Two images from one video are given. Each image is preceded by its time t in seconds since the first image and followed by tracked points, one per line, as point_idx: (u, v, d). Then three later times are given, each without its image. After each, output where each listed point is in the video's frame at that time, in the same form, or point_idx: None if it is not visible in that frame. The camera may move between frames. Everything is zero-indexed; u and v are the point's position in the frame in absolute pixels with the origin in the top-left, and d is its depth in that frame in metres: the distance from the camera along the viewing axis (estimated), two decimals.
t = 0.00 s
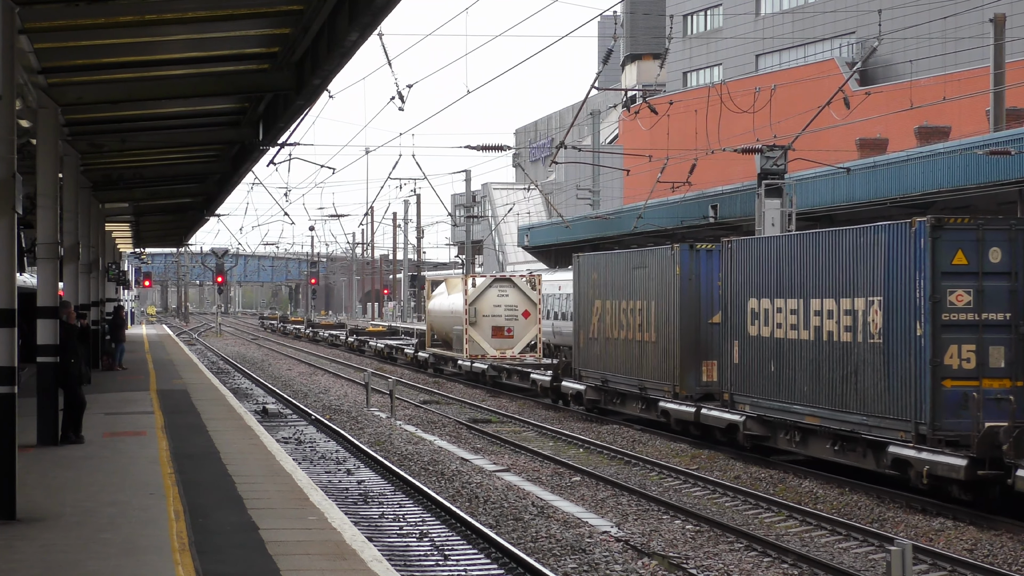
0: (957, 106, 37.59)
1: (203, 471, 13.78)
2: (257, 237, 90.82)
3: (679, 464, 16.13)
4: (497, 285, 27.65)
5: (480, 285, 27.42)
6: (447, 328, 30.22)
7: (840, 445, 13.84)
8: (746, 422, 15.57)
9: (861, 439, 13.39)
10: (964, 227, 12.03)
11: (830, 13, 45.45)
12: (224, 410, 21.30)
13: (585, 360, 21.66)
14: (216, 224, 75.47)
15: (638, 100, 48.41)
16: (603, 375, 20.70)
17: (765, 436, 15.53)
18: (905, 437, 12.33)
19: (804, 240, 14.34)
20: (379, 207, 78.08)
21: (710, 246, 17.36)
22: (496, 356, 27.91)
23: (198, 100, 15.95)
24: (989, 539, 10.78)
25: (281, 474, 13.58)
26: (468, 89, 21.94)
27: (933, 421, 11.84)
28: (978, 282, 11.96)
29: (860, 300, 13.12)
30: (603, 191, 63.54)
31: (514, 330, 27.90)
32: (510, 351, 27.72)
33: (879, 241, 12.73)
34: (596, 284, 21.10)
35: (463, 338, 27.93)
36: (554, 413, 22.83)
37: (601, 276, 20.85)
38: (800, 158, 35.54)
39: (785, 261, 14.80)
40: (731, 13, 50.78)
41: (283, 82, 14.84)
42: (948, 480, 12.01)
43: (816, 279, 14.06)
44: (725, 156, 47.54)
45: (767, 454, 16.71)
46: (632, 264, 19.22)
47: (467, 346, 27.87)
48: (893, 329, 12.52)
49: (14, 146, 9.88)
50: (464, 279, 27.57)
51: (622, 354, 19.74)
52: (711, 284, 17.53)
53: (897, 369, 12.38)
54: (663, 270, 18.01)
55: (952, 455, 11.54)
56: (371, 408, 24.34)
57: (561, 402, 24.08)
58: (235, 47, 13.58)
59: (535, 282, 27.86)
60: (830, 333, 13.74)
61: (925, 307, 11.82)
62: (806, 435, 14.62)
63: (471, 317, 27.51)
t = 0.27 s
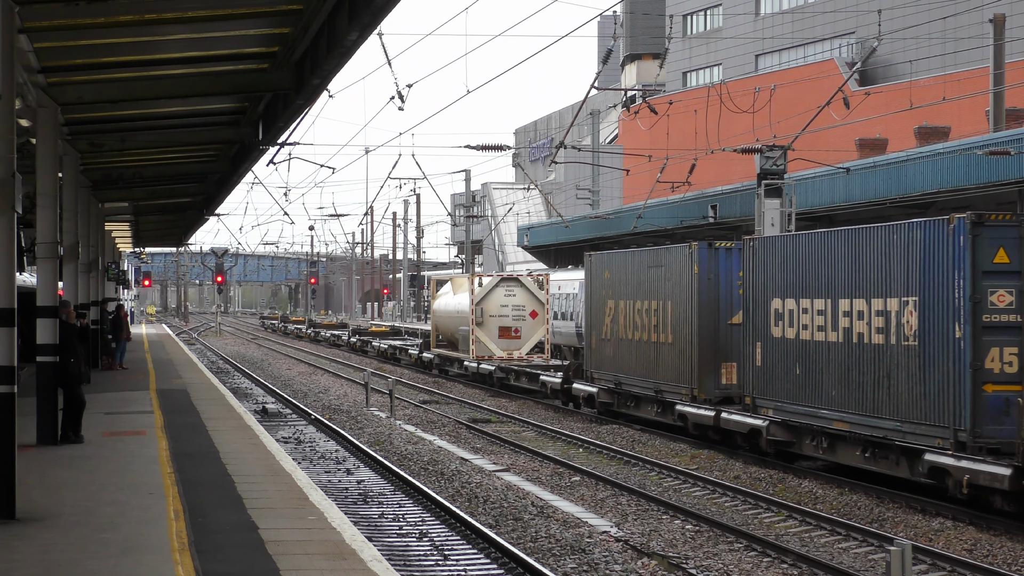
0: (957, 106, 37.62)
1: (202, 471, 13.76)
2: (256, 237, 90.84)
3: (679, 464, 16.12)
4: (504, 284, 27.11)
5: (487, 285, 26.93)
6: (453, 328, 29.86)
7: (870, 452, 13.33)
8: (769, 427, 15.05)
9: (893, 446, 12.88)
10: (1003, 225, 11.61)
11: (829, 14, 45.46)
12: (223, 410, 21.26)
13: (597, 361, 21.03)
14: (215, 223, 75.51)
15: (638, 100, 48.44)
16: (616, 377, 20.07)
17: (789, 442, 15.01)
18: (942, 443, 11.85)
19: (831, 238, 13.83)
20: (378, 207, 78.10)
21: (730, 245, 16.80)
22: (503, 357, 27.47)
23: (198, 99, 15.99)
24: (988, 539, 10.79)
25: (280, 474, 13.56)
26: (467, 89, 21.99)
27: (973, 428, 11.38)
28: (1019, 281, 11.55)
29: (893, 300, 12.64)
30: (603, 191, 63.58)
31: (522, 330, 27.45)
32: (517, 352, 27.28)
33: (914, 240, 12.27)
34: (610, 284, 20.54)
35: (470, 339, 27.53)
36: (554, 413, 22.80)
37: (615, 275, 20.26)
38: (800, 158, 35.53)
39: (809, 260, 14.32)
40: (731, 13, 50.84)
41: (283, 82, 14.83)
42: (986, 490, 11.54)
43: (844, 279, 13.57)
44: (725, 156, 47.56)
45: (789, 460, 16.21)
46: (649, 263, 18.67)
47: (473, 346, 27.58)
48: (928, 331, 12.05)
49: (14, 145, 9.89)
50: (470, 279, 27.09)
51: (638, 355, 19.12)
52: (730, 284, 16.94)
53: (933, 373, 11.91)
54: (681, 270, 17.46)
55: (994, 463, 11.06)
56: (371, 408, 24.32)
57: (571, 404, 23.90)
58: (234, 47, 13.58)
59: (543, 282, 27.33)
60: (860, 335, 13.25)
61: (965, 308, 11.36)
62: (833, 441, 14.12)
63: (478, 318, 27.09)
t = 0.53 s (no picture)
0: (956, 107, 37.64)
1: (202, 471, 13.75)
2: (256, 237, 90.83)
3: (678, 464, 16.12)
4: (510, 284, 26.76)
5: (492, 285, 26.57)
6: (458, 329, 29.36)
7: (899, 459, 12.72)
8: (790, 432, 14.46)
9: (924, 452, 12.29)
10: None
11: (829, 13, 45.46)
12: (222, 410, 21.23)
13: (608, 363, 20.55)
14: (215, 223, 75.51)
15: (638, 100, 48.82)
16: (628, 379, 19.63)
17: (812, 447, 14.41)
18: (978, 450, 11.27)
19: (858, 236, 13.22)
20: (378, 207, 78.12)
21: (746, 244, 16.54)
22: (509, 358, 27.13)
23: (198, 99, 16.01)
24: (987, 539, 10.80)
25: (280, 474, 13.55)
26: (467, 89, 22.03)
27: (1011, 433, 10.81)
28: None
29: (923, 301, 12.06)
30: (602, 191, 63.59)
31: (527, 331, 27.12)
32: (524, 353, 26.94)
33: (945, 237, 11.71)
34: (620, 282, 20.13)
35: (474, 339, 27.06)
36: (554, 413, 22.79)
37: (626, 274, 19.83)
38: (800, 158, 35.52)
39: (832, 259, 13.72)
40: (731, 13, 50.87)
41: (283, 82, 14.84)
42: None
43: (869, 278, 13.00)
44: (724, 156, 47.58)
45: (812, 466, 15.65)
46: (662, 262, 18.34)
47: (479, 347, 27.09)
48: (962, 333, 11.46)
49: (14, 145, 9.89)
50: (476, 279, 26.65)
51: (650, 357, 18.71)
52: (746, 283, 16.75)
53: (968, 376, 11.34)
54: (695, 270, 17.18)
55: None
56: (370, 407, 24.27)
57: (582, 406, 23.10)
58: (234, 47, 13.59)
59: (550, 281, 27.06)
60: (888, 337, 12.67)
61: (1003, 308, 10.79)
62: (859, 446, 13.52)
63: (484, 319, 26.66)
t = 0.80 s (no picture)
0: (956, 107, 37.65)
1: (201, 471, 13.73)
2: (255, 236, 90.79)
3: (678, 464, 16.12)
4: (518, 284, 25.92)
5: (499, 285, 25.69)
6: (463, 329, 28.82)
7: (936, 467, 12.15)
8: (817, 438, 13.90)
9: (963, 460, 11.73)
10: None
11: (829, 13, 45.47)
12: (222, 410, 21.20)
13: (622, 364, 19.97)
14: (214, 222, 75.55)
15: (638, 100, 49.18)
16: (643, 382, 19.05)
17: (840, 454, 13.82)
18: None
19: (892, 233, 12.72)
20: (377, 207, 78.11)
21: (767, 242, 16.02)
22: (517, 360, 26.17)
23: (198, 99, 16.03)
24: (987, 539, 10.81)
25: (279, 474, 13.55)
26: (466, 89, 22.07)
27: None
28: None
29: (964, 301, 11.56)
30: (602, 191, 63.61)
31: (535, 332, 26.14)
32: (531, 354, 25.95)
33: (987, 234, 11.25)
34: (635, 282, 19.58)
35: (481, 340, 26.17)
36: (553, 413, 22.78)
37: (642, 273, 19.28)
38: (800, 158, 35.50)
39: (863, 258, 13.22)
40: (731, 13, 50.91)
41: (283, 82, 14.85)
42: None
43: (904, 277, 12.49)
44: (723, 156, 47.60)
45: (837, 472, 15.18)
46: (679, 262, 17.77)
47: (485, 349, 26.18)
48: (1007, 335, 10.96)
49: (15, 145, 9.90)
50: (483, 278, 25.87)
51: (667, 358, 18.13)
52: (768, 283, 16.20)
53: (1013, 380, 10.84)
54: (715, 269, 16.63)
55: None
56: (370, 407, 24.24)
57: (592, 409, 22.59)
58: (234, 46, 13.59)
59: (558, 281, 26.13)
60: (924, 339, 12.16)
61: None
62: (891, 454, 12.95)
63: (491, 319, 25.75)
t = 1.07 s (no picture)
0: (956, 107, 37.65)
1: (201, 471, 13.72)
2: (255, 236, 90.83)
3: (678, 464, 16.12)
4: (525, 284, 25.43)
5: (506, 285, 25.24)
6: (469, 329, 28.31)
7: (976, 476, 11.45)
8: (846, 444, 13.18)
9: (1006, 468, 11.04)
10: None
11: (829, 14, 45.49)
12: (221, 410, 21.18)
13: (636, 366, 19.30)
14: (214, 221, 75.61)
15: (638, 100, 49.34)
16: (659, 385, 18.39)
17: (871, 460, 13.17)
18: None
19: (926, 229, 11.94)
20: (377, 207, 78.15)
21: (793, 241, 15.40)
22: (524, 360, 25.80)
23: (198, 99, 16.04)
24: (986, 539, 10.82)
25: (279, 473, 13.55)
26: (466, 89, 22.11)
27: None
28: None
29: (1008, 301, 10.80)
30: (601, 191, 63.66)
31: (544, 333, 25.67)
32: (540, 356, 25.48)
33: None
34: (649, 281, 18.93)
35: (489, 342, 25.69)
36: (553, 413, 22.78)
37: (658, 272, 18.62)
38: (800, 158, 35.50)
39: (896, 255, 12.42)
40: (731, 13, 50.90)
41: (283, 82, 14.85)
42: None
43: (941, 275, 11.71)
44: (723, 156, 47.59)
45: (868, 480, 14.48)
46: (698, 260, 17.14)
47: (493, 350, 25.78)
48: None
49: (15, 145, 9.90)
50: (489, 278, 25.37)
51: (685, 360, 17.47)
52: (791, 283, 15.55)
53: None
54: (736, 268, 16.00)
55: None
56: (370, 407, 24.22)
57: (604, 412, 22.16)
58: (234, 46, 13.59)
59: (567, 281, 25.56)
60: (962, 341, 11.39)
61: None
62: (925, 461, 12.25)
63: (498, 320, 25.35)
